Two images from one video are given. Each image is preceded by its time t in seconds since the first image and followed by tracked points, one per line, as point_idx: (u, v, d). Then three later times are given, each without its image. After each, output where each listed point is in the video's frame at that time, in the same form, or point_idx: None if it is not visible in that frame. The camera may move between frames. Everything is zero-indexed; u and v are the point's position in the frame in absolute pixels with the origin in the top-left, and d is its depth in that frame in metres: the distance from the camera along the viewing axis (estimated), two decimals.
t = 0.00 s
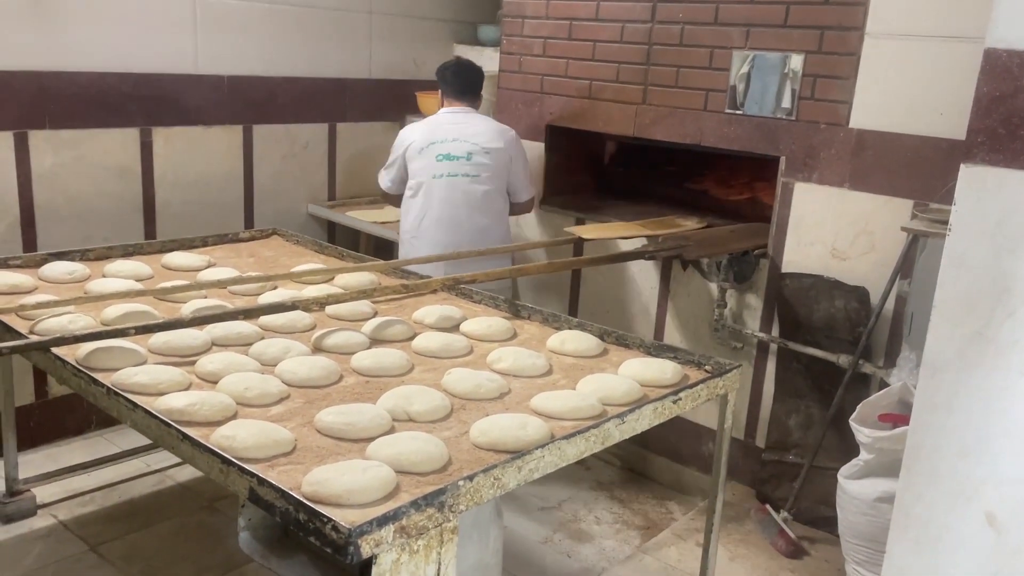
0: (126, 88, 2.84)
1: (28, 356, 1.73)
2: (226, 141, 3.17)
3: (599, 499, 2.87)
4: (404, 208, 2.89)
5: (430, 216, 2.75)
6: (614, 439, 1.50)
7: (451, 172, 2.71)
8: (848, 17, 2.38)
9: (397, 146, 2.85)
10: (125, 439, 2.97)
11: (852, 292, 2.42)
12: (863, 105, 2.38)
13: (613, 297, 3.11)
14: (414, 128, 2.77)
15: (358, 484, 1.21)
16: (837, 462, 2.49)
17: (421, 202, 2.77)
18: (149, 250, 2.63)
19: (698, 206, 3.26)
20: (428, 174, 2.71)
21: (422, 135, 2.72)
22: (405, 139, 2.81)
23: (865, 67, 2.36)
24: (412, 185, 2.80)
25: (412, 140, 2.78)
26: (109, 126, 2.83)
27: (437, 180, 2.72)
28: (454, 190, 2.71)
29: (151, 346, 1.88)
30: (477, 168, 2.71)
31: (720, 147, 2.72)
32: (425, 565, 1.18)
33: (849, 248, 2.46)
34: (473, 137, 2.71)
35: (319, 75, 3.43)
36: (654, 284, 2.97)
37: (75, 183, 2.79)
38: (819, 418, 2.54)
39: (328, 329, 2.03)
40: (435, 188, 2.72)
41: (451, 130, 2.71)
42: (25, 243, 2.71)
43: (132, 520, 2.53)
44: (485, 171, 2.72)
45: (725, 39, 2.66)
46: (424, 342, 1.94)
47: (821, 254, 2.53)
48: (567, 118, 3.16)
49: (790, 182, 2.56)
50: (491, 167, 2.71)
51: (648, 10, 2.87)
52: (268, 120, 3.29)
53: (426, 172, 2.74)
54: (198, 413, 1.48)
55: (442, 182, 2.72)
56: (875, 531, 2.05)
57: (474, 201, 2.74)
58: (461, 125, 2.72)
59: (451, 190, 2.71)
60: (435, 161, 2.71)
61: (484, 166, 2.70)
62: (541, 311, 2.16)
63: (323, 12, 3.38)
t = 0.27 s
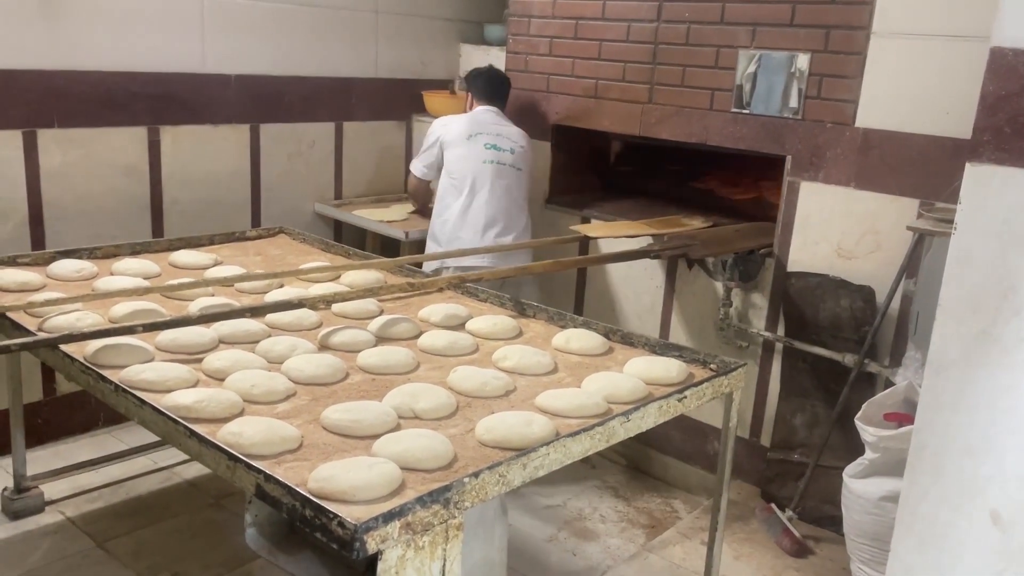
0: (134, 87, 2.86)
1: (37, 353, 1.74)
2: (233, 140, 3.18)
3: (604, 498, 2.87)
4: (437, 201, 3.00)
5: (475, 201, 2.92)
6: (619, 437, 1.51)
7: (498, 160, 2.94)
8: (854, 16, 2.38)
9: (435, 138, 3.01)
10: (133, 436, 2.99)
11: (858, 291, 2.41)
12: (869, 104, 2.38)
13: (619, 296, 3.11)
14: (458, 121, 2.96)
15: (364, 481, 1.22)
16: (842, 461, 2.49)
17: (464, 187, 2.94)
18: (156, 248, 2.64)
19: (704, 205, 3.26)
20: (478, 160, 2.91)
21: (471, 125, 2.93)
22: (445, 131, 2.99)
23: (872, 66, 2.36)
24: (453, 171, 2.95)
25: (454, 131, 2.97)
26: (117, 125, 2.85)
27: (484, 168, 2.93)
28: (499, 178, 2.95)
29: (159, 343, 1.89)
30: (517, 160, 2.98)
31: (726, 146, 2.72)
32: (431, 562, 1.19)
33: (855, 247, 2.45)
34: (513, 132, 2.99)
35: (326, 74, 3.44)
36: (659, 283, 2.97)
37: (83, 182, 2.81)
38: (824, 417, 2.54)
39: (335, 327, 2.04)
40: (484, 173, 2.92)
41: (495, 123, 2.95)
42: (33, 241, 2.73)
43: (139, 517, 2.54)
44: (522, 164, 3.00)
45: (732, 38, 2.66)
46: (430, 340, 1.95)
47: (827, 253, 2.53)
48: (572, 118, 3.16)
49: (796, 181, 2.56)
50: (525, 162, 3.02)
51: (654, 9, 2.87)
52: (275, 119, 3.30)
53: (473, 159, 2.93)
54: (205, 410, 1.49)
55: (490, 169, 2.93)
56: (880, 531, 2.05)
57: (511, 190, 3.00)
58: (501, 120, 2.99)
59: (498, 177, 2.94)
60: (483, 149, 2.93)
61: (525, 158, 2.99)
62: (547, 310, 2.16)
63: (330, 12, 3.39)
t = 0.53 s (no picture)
0: (143, 87, 2.88)
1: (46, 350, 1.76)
2: (242, 140, 3.20)
3: (609, 498, 2.88)
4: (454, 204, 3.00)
5: (491, 196, 2.92)
6: (621, 436, 1.51)
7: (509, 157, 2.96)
8: (861, 17, 2.38)
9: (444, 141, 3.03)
10: (141, 434, 3.01)
11: (863, 292, 2.41)
12: (875, 105, 2.37)
13: (624, 297, 3.12)
14: (465, 123, 3.00)
15: (366, 477, 1.23)
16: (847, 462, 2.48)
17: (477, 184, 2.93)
18: (165, 247, 2.66)
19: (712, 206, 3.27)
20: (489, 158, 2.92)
21: (479, 124, 2.97)
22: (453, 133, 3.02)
23: (878, 67, 2.36)
24: (466, 171, 2.96)
25: (462, 132, 3.00)
26: (127, 125, 2.87)
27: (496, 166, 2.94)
28: (511, 173, 2.96)
29: (166, 341, 1.91)
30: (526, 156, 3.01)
31: (732, 147, 2.72)
32: (432, 558, 1.19)
33: (861, 249, 2.45)
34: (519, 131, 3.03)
35: (334, 74, 3.46)
36: (665, 284, 2.97)
37: (93, 181, 2.84)
38: (829, 419, 2.54)
39: (340, 326, 2.05)
40: (497, 171, 2.93)
41: (503, 122, 2.99)
42: (43, 240, 2.75)
43: (146, 513, 2.56)
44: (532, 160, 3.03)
45: (738, 39, 2.66)
46: (434, 339, 1.96)
47: (833, 254, 2.52)
48: (579, 118, 3.17)
49: (802, 183, 2.56)
50: (534, 158, 3.04)
51: (660, 10, 2.87)
52: (283, 120, 3.32)
53: (484, 156, 2.94)
54: (211, 407, 1.51)
55: (501, 165, 2.94)
56: (884, 532, 2.05)
57: (524, 185, 3.00)
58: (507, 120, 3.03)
59: (510, 172, 2.95)
60: (492, 147, 2.95)
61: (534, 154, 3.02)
62: (551, 310, 2.17)
63: (338, 12, 3.41)
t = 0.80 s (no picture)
0: (154, 88, 2.91)
1: (53, 347, 1.79)
2: (251, 140, 3.23)
3: (613, 499, 2.88)
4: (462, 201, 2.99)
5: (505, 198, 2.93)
6: (618, 436, 1.52)
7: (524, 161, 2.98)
8: (867, 19, 2.37)
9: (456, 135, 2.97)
10: (150, 431, 3.04)
11: (868, 295, 2.40)
12: (881, 108, 2.37)
13: (629, 299, 3.12)
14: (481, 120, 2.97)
15: (362, 475, 1.25)
16: (851, 465, 2.48)
17: (492, 186, 2.94)
18: (174, 246, 2.69)
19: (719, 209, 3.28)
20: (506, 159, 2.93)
21: (496, 124, 2.94)
22: (468, 129, 2.97)
23: (884, 69, 2.35)
24: (480, 170, 2.95)
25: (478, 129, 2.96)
26: (137, 126, 2.91)
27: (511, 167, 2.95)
28: (525, 176, 2.98)
29: (172, 339, 1.93)
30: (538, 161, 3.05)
31: (738, 149, 2.72)
32: (425, 555, 1.21)
33: (866, 251, 2.45)
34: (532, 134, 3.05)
35: (344, 76, 3.48)
36: (671, 286, 2.97)
37: (104, 181, 2.87)
38: (833, 422, 2.53)
39: (344, 325, 2.07)
40: (512, 172, 2.95)
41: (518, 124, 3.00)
42: (55, 238, 2.79)
43: (154, 509, 2.59)
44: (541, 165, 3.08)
45: (745, 41, 2.66)
46: (436, 339, 1.97)
47: (838, 256, 2.52)
48: (586, 120, 3.18)
49: (807, 185, 2.56)
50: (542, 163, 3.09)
51: (667, 12, 2.88)
52: (293, 121, 3.35)
53: (500, 158, 2.94)
54: (212, 404, 1.53)
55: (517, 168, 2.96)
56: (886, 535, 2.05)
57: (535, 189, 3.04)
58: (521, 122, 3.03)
59: (524, 176, 2.98)
60: (509, 149, 2.95)
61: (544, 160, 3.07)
62: (554, 311, 2.18)
63: (348, 14, 3.43)
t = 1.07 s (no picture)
0: (170, 90, 2.95)
1: (65, 344, 1.82)
2: (265, 142, 3.27)
3: (621, 501, 2.88)
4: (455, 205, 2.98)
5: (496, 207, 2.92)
6: (618, 436, 1.53)
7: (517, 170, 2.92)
8: (877, 22, 2.37)
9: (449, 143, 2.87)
10: (164, 428, 3.08)
11: (877, 298, 2.39)
12: (892, 111, 2.36)
13: (640, 301, 3.13)
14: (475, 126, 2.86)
15: (363, 471, 1.26)
16: (859, 469, 2.47)
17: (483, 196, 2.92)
18: (187, 246, 2.73)
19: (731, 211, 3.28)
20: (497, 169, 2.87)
21: (489, 131, 2.85)
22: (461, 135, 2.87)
23: (894, 72, 2.35)
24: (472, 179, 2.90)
25: (471, 137, 2.86)
26: (153, 127, 2.95)
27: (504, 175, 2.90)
28: (519, 182, 2.94)
29: (182, 337, 1.96)
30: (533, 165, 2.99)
31: (748, 152, 2.72)
32: (424, 551, 1.22)
33: (875, 255, 2.44)
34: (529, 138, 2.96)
35: (357, 78, 3.51)
36: (681, 288, 2.97)
37: (120, 181, 2.91)
38: (842, 425, 2.53)
39: (351, 325, 2.09)
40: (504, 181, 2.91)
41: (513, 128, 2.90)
42: (71, 237, 2.83)
43: (166, 505, 2.62)
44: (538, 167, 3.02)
45: (755, 44, 2.66)
46: (442, 339, 1.99)
47: (847, 259, 2.51)
48: (597, 122, 3.18)
49: (817, 188, 2.55)
50: (539, 165, 3.02)
51: (678, 15, 2.88)
52: (307, 122, 3.38)
53: (493, 170, 2.88)
54: (219, 401, 1.55)
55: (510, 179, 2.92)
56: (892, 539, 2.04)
57: (529, 194, 3.01)
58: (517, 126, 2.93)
59: (518, 183, 2.94)
60: (502, 160, 2.89)
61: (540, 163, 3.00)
62: (560, 312, 2.19)
63: (362, 17, 3.46)
